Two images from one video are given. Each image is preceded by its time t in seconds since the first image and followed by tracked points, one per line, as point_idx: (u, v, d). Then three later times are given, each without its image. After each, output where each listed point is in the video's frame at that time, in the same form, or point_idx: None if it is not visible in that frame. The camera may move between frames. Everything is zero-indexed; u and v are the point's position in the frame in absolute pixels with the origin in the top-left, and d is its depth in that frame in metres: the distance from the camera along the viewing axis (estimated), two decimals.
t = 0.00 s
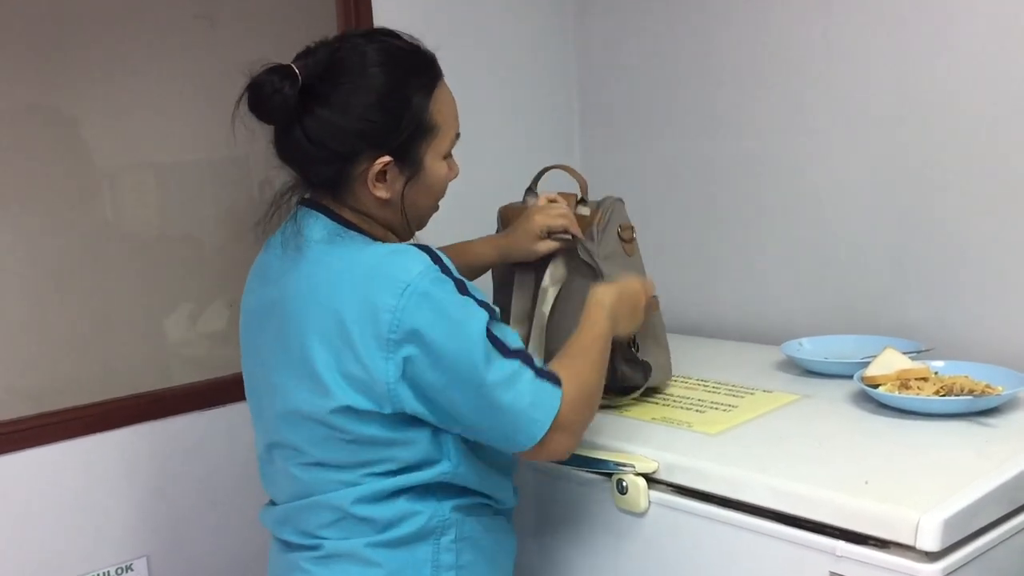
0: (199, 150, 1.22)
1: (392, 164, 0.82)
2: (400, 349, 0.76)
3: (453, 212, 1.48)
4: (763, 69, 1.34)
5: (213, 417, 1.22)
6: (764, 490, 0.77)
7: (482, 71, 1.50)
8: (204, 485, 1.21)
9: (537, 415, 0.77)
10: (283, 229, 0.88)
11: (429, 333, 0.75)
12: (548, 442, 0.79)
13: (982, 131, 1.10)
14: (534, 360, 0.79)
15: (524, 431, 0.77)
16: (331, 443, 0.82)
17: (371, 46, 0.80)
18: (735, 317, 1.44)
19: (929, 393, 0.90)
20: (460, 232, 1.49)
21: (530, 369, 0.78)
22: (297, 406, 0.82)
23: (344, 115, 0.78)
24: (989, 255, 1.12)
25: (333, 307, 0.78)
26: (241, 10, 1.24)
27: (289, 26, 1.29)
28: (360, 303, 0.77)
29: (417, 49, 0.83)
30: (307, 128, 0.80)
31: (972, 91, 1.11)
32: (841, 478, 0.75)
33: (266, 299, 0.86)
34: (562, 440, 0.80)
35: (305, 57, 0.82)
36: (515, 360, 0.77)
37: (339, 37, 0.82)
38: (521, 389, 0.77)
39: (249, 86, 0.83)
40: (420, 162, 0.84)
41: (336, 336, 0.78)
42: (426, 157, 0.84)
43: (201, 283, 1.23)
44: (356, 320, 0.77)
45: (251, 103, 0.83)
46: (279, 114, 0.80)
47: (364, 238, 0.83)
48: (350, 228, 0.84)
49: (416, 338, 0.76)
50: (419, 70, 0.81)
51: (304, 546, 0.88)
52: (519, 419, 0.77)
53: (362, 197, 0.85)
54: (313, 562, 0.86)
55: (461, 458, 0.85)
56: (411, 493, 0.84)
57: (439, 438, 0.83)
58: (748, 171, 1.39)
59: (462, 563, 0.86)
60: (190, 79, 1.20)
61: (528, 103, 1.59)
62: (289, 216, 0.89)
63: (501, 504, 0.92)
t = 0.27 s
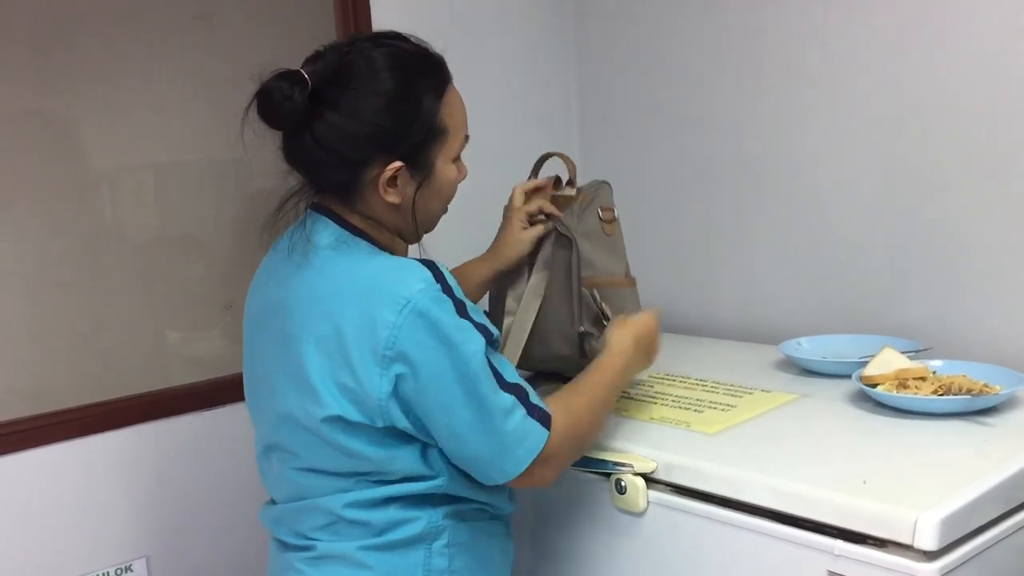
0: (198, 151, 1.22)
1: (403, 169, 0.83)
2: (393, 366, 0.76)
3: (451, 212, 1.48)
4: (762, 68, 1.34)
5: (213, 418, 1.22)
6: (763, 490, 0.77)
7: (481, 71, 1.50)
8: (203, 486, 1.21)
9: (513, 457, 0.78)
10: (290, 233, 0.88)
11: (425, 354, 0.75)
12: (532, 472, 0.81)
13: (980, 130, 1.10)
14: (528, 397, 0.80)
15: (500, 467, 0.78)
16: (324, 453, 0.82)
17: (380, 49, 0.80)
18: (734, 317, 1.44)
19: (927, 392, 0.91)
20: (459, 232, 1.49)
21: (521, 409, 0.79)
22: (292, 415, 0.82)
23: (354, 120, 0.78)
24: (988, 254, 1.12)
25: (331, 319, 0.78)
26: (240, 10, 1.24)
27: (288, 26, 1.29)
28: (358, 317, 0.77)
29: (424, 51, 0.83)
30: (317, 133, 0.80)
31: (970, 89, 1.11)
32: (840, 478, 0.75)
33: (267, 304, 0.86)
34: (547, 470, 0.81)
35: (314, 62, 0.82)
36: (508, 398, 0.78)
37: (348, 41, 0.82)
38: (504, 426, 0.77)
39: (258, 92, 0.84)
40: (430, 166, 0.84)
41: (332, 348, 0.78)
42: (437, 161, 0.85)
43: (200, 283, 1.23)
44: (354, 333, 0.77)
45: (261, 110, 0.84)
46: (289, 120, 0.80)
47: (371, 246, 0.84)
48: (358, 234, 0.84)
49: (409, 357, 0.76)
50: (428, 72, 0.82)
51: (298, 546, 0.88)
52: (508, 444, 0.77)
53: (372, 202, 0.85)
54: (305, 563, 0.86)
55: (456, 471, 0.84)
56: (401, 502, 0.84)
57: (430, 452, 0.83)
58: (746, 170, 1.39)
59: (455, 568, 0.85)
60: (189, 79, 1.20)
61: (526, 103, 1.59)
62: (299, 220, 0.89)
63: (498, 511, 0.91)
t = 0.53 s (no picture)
0: (197, 151, 1.22)
1: (397, 170, 0.83)
2: (388, 369, 0.77)
3: (450, 212, 1.48)
4: (759, 67, 1.34)
5: (212, 418, 1.22)
6: (762, 489, 0.77)
7: (478, 70, 1.50)
8: (203, 486, 1.21)
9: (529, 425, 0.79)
10: (289, 238, 0.89)
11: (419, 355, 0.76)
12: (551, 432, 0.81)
13: (977, 129, 1.11)
14: (533, 359, 0.81)
15: (517, 441, 0.79)
16: (318, 452, 0.83)
17: (358, 53, 0.79)
18: (732, 316, 1.45)
19: (924, 391, 0.91)
20: (456, 232, 1.49)
21: (532, 373, 0.80)
22: (287, 415, 0.83)
23: (341, 130, 0.78)
24: (985, 252, 1.12)
25: (323, 324, 0.79)
26: (238, 10, 1.24)
27: (286, 26, 1.29)
28: (350, 321, 0.77)
29: (398, 49, 0.82)
30: (302, 148, 0.80)
31: (967, 88, 1.11)
32: (838, 477, 0.75)
33: (267, 304, 0.86)
34: (566, 430, 0.82)
35: (291, 76, 0.82)
36: (517, 367, 0.79)
37: (322, 50, 0.81)
38: (516, 397, 0.78)
39: (240, 115, 0.83)
40: (423, 163, 0.84)
41: (325, 352, 0.79)
42: (429, 155, 0.85)
43: (199, 284, 1.23)
44: (346, 338, 0.77)
45: (244, 131, 0.83)
46: (274, 141, 0.80)
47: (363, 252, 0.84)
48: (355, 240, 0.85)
49: (405, 359, 0.76)
50: (408, 71, 0.81)
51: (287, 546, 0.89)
52: (500, 442, 0.78)
53: (370, 207, 0.86)
54: (291, 562, 0.87)
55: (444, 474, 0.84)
56: (386, 504, 0.84)
57: (420, 455, 0.83)
58: (744, 170, 1.39)
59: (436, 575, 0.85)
60: (188, 79, 1.20)
61: (525, 103, 1.59)
62: (298, 223, 0.90)
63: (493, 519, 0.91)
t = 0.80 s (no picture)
0: (197, 152, 1.22)
1: (398, 183, 0.82)
2: (360, 381, 0.77)
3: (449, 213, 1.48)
4: (757, 67, 1.35)
5: (212, 419, 1.22)
6: (761, 489, 0.77)
7: (477, 71, 1.51)
8: (204, 488, 1.22)
9: (492, 467, 0.78)
10: (292, 244, 0.90)
11: (389, 372, 0.76)
12: (508, 487, 0.80)
13: (975, 128, 1.11)
14: (511, 406, 0.79)
15: (478, 479, 0.78)
16: (300, 457, 0.84)
17: (367, 65, 0.79)
18: (730, 316, 1.45)
19: (923, 390, 0.91)
20: (456, 233, 1.49)
21: (503, 418, 0.78)
22: (272, 419, 0.84)
23: (343, 142, 0.78)
24: (983, 251, 1.12)
25: (308, 330, 0.80)
26: (238, 12, 1.25)
27: (285, 27, 1.29)
28: (331, 329, 0.78)
29: (406, 62, 0.82)
30: (305, 158, 0.81)
31: (965, 87, 1.11)
32: (838, 477, 0.75)
33: (267, 308, 0.88)
34: (528, 482, 0.81)
35: (299, 81, 0.82)
36: (488, 408, 0.78)
37: (332, 57, 0.81)
38: (482, 437, 0.77)
39: (246, 118, 0.84)
40: (426, 175, 0.83)
41: (307, 357, 0.80)
42: (432, 168, 0.84)
43: (199, 286, 1.23)
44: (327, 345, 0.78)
45: (248, 135, 0.84)
46: (278, 148, 0.81)
47: (361, 257, 0.84)
48: (357, 248, 0.84)
49: (375, 374, 0.77)
50: (415, 85, 0.81)
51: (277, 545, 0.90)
52: (463, 473, 0.78)
53: (371, 216, 0.85)
54: (278, 560, 0.88)
55: (422, 489, 0.83)
56: (372, 508, 0.84)
57: (397, 467, 0.82)
58: (742, 170, 1.39)
59: None
60: (188, 81, 1.21)
61: (523, 104, 1.59)
62: (302, 228, 0.91)
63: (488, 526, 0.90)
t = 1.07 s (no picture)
0: (197, 155, 1.23)
1: (390, 201, 0.82)
2: (356, 390, 0.77)
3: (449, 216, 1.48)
4: (756, 69, 1.35)
5: (214, 422, 1.22)
6: (761, 490, 0.77)
7: (477, 73, 1.51)
8: (205, 490, 1.22)
9: (483, 480, 0.78)
10: (290, 249, 0.90)
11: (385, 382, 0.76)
12: (502, 498, 0.80)
13: (974, 128, 1.11)
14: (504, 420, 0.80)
15: (468, 491, 0.78)
16: (296, 463, 0.84)
17: (379, 79, 0.79)
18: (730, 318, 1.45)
19: (923, 392, 0.91)
20: (456, 236, 1.50)
21: (495, 433, 0.79)
22: (268, 425, 0.84)
23: (344, 152, 0.79)
24: (982, 252, 1.13)
25: (305, 337, 0.80)
26: (238, 14, 1.25)
27: (285, 30, 1.30)
28: (329, 337, 0.78)
29: (421, 79, 0.81)
30: (306, 160, 0.81)
31: (963, 89, 1.11)
32: (838, 478, 0.76)
33: (264, 313, 0.88)
34: (523, 494, 0.81)
35: (312, 80, 0.82)
36: (482, 422, 0.78)
37: (348, 63, 0.81)
38: (474, 450, 0.77)
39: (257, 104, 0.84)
40: (421, 196, 0.83)
41: (305, 364, 0.80)
42: (427, 190, 0.83)
43: (201, 289, 1.24)
44: (324, 353, 0.78)
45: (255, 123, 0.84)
46: (280, 145, 0.81)
47: (359, 263, 0.83)
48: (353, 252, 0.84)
49: (371, 384, 0.77)
50: (427, 105, 0.81)
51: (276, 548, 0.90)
52: (458, 484, 0.78)
53: (364, 226, 0.85)
54: (276, 564, 0.89)
55: (418, 495, 0.84)
56: (368, 512, 0.84)
57: (393, 474, 0.82)
58: (741, 171, 1.39)
59: None
60: (189, 84, 1.21)
61: (523, 106, 1.59)
62: (301, 232, 0.91)
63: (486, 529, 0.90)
